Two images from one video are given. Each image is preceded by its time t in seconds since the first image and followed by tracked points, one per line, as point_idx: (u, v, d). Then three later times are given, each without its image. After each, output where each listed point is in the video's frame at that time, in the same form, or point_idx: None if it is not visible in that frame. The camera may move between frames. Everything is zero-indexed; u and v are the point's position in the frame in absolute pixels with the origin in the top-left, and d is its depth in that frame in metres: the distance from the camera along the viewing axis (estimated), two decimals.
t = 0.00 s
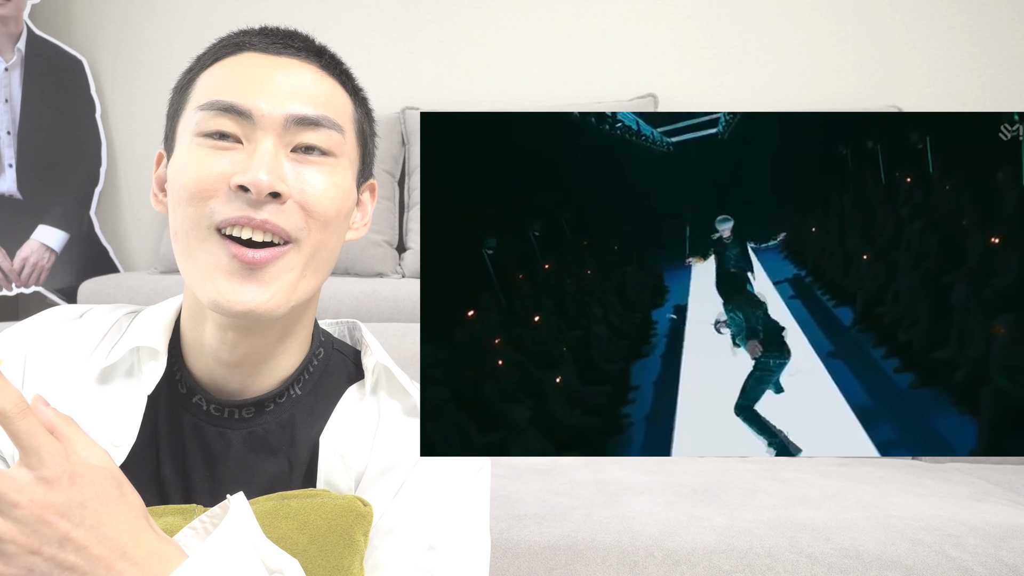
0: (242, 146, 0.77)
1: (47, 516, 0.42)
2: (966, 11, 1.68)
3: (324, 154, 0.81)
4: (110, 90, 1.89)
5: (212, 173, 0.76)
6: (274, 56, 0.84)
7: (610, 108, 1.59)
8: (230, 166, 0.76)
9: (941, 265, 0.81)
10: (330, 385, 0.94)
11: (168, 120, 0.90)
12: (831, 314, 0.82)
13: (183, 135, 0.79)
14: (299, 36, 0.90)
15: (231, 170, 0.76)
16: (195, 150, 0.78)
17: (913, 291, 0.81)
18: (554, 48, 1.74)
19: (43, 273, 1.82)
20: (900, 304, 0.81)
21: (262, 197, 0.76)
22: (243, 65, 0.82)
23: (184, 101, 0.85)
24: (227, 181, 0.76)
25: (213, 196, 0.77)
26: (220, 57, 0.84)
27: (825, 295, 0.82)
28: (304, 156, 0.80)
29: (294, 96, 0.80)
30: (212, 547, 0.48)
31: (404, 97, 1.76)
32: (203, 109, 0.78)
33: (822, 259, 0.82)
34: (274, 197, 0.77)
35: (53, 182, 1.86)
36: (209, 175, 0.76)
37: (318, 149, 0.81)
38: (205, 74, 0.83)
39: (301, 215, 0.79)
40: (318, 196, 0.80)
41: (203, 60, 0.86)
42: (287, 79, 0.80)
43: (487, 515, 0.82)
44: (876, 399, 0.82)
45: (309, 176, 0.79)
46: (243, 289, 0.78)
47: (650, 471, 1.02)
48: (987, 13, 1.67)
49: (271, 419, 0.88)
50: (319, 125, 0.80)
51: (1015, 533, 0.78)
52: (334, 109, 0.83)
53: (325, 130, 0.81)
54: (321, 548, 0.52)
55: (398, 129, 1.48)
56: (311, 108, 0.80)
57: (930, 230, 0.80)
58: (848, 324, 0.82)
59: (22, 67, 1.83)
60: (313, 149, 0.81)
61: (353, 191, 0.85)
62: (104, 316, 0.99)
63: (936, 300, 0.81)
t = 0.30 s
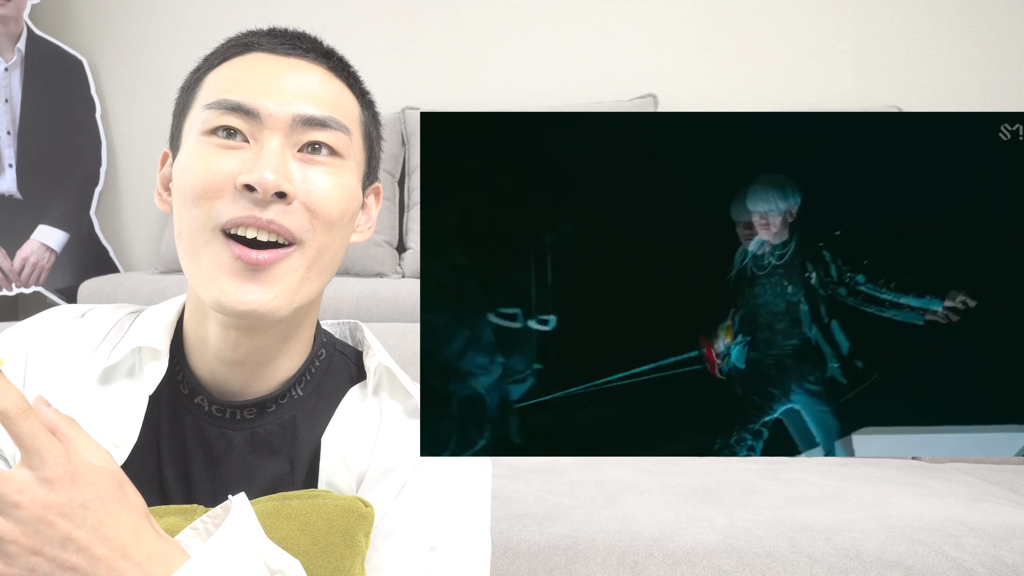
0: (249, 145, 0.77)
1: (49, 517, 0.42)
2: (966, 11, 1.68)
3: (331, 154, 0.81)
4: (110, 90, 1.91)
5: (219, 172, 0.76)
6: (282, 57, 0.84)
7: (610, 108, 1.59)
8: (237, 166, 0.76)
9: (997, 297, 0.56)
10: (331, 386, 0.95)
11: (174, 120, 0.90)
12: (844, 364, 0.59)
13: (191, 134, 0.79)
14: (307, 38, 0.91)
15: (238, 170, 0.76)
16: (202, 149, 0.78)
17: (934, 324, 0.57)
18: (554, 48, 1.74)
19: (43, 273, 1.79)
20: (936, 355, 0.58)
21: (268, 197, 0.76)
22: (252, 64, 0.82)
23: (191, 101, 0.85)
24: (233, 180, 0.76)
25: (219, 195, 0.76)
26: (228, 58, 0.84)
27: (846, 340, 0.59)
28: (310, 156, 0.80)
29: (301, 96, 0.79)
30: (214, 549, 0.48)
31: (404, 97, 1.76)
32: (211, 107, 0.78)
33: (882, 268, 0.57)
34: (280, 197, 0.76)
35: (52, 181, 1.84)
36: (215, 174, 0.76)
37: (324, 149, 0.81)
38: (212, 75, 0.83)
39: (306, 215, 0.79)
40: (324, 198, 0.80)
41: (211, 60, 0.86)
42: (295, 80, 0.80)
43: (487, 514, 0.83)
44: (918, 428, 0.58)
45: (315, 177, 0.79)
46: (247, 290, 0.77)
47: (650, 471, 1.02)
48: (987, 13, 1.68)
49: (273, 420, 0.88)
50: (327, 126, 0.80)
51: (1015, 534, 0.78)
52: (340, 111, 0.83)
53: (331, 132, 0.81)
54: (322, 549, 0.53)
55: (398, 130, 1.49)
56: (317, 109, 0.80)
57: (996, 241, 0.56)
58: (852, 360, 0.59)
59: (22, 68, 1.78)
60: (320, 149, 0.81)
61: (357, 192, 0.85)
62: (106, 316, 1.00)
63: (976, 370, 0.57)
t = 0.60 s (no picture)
0: (252, 146, 0.77)
1: (47, 518, 0.42)
2: (965, 11, 1.69)
3: (333, 154, 0.81)
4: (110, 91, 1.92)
5: (223, 173, 0.76)
6: (285, 57, 0.84)
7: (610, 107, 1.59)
8: (239, 167, 0.76)
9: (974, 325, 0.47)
10: (331, 386, 0.94)
11: (173, 118, 0.90)
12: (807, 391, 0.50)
13: (193, 133, 0.79)
14: (307, 38, 0.91)
15: (241, 171, 0.76)
16: (205, 149, 0.77)
17: (920, 364, 0.47)
18: (554, 48, 1.74)
19: (43, 273, 1.79)
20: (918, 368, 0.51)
21: (271, 198, 0.76)
22: (253, 64, 0.82)
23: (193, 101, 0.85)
24: (236, 181, 0.76)
25: (221, 195, 0.76)
26: (229, 57, 0.84)
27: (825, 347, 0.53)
28: (312, 157, 0.80)
29: (303, 97, 0.80)
30: (214, 549, 0.48)
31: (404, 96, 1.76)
32: (212, 107, 0.78)
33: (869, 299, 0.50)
34: (282, 198, 0.76)
35: (52, 181, 1.84)
36: (219, 174, 0.76)
37: (326, 150, 0.81)
38: (213, 75, 0.83)
39: (309, 216, 0.79)
40: (326, 198, 0.80)
41: (211, 60, 0.86)
42: (297, 80, 0.80)
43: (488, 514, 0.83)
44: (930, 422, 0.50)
45: (318, 177, 0.79)
46: (250, 291, 0.78)
47: (650, 471, 1.03)
48: (988, 13, 1.68)
49: (273, 420, 0.88)
50: (329, 126, 0.80)
51: (1015, 534, 0.78)
52: (342, 112, 0.83)
53: (333, 132, 0.81)
54: (322, 549, 0.53)
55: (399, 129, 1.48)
56: (319, 109, 0.80)
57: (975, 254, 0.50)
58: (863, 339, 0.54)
59: (22, 68, 1.78)
60: (322, 149, 0.81)
61: (359, 193, 0.86)
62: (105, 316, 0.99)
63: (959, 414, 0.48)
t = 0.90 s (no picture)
0: (257, 153, 0.95)
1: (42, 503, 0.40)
2: (965, 12, 1.69)
3: (333, 164, 0.98)
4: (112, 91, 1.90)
5: (230, 179, 0.95)
6: (292, 59, 1.01)
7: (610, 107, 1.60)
8: (247, 174, 0.94)
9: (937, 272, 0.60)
10: (330, 380, 1.03)
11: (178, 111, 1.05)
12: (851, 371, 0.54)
13: (202, 133, 0.97)
14: (317, 39, 1.07)
15: (247, 179, 0.94)
16: (213, 156, 0.96)
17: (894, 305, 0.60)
18: (554, 48, 1.74)
19: (43, 273, 1.84)
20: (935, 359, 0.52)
21: (276, 206, 0.94)
22: (263, 67, 1.00)
23: (202, 95, 1.01)
24: (244, 187, 0.95)
25: (230, 200, 0.95)
26: (239, 54, 1.02)
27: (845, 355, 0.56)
28: (316, 165, 0.97)
29: (308, 107, 0.98)
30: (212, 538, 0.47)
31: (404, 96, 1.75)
32: (221, 112, 0.97)
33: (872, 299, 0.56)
34: (285, 207, 0.95)
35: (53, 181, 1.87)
36: (226, 181, 0.95)
37: (329, 159, 0.97)
38: (224, 75, 1.00)
39: (308, 223, 0.96)
40: (323, 207, 0.97)
41: (223, 55, 1.03)
42: (301, 87, 0.99)
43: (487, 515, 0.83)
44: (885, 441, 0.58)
45: (317, 187, 0.96)
46: (253, 284, 0.96)
47: (650, 471, 1.03)
48: (987, 15, 1.69)
49: (271, 414, 1.00)
50: (329, 138, 0.98)
51: (1014, 534, 0.78)
52: (342, 118, 1.01)
53: (336, 141, 0.98)
54: (320, 543, 0.57)
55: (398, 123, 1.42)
56: (322, 117, 0.98)
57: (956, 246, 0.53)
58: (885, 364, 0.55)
59: (21, 67, 1.86)
60: (326, 158, 0.97)
61: (359, 198, 1.01)
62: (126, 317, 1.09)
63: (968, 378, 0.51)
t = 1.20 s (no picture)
0: (286, 167, 1.01)
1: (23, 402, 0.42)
2: (965, 12, 1.69)
3: (352, 184, 1.04)
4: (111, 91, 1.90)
5: (259, 190, 1.00)
6: (324, 81, 1.06)
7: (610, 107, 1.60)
8: (274, 186, 1.00)
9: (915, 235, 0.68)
10: (330, 365, 1.07)
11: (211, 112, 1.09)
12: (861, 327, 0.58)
13: (235, 144, 1.02)
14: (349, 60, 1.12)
15: (275, 191, 1.00)
16: (246, 165, 1.01)
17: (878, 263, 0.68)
18: (553, 48, 1.74)
19: (43, 273, 1.84)
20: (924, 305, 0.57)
21: (299, 219, 1.01)
22: (297, 86, 1.04)
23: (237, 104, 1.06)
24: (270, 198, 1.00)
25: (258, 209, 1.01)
26: (274, 70, 1.07)
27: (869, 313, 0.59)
28: (337, 184, 1.03)
29: (334, 128, 1.03)
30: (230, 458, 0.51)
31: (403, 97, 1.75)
32: (254, 127, 1.02)
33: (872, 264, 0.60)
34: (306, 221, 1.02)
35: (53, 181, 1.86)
36: (256, 191, 1.00)
37: (350, 180, 1.04)
38: (260, 87, 1.05)
39: (326, 236, 1.04)
40: (342, 223, 1.04)
41: (260, 68, 1.09)
42: (330, 110, 1.03)
43: (486, 515, 0.83)
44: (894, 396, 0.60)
45: (337, 206, 1.03)
46: (273, 288, 1.03)
47: (649, 471, 1.03)
48: (987, 14, 1.69)
49: (275, 395, 1.02)
50: (353, 159, 1.03)
51: (1014, 534, 0.78)
52: (365, 141, 1.05)
53: (358, 163, 1.04)
54: (302, 519, 0.58)
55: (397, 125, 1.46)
56: (347, 139, 1.03)
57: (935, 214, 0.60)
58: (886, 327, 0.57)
59: (22, 67, 1.83)
60: (346, 179, 1.04)
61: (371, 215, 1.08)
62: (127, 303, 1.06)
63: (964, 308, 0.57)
